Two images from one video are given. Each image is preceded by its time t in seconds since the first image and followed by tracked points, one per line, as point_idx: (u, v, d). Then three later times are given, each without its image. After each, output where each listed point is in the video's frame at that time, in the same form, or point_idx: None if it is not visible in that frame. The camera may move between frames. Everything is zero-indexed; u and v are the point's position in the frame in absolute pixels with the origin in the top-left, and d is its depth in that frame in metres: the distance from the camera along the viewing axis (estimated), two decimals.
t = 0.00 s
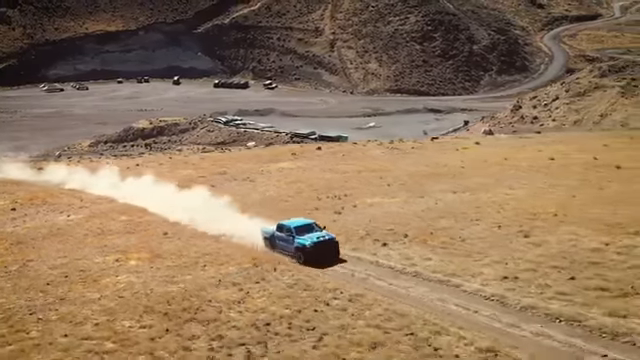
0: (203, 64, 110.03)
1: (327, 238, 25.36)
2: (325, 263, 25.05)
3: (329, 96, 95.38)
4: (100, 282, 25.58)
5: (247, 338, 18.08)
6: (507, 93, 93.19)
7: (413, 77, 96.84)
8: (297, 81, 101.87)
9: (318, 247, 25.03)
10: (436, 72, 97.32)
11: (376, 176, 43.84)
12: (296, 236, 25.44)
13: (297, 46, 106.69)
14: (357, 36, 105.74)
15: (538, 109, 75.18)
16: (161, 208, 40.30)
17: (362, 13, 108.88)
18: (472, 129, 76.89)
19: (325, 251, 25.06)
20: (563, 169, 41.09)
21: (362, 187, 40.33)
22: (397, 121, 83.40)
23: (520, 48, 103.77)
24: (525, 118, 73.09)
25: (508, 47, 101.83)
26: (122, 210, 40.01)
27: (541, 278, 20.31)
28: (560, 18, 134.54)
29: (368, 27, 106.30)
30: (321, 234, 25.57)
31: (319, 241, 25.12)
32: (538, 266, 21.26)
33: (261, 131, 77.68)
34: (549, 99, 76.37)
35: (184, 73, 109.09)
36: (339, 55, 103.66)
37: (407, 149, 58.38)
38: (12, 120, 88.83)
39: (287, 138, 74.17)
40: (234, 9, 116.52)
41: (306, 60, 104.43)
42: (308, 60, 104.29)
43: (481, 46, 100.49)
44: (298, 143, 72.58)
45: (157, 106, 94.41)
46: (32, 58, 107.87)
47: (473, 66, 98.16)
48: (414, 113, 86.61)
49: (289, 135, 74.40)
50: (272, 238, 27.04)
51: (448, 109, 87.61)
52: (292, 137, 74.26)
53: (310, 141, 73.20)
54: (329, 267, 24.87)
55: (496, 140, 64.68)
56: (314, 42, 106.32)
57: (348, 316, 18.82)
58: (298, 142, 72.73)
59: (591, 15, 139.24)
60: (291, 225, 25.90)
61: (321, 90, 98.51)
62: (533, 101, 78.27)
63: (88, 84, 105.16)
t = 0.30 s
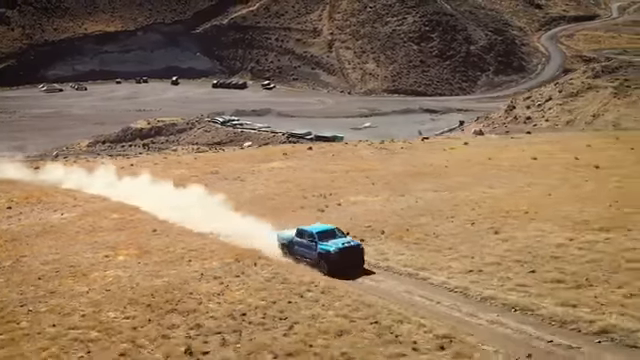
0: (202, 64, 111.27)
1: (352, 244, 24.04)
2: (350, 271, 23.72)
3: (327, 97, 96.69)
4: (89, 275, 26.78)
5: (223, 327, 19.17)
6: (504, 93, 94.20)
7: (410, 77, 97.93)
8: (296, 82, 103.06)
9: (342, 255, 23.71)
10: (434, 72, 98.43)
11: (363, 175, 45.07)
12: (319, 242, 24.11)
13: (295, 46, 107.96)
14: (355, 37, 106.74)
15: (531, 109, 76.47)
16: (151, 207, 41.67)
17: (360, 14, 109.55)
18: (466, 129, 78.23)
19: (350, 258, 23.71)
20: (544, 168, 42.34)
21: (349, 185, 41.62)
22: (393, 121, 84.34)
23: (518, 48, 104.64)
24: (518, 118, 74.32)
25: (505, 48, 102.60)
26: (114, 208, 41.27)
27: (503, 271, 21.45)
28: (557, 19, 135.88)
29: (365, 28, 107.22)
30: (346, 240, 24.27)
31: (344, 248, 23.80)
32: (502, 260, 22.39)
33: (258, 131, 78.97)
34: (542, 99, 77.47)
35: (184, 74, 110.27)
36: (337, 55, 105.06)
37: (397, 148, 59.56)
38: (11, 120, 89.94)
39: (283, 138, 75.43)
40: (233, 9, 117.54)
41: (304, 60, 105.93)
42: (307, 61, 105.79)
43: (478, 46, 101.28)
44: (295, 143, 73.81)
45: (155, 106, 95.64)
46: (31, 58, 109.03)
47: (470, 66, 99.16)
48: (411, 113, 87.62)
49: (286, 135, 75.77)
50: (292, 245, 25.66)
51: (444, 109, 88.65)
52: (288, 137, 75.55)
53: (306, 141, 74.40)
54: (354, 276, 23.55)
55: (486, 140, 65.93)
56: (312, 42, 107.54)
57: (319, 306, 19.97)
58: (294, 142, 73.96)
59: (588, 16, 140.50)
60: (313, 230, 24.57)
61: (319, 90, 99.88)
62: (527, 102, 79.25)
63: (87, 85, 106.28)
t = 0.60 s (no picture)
0: (201, 64, 112.40)
1: (383, 259, 22.12)
2: (380, 289, 21.85)
3: (324, 97, 97.91)
4: (76, 270, 28.09)
5: (198, 316, 20.46)
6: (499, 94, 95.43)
7: (408, 77, 99.15)
8: (293, 82, 104.45)
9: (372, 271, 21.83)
10: (430, 73, 99.62)
11: (349, 174, 46.30)
12: (347, 255, 22.21)
13: (293, 47, 109.52)
14: (352, 38, 108.15)
15: (524, 110, 77.32)
16: (141, 205, 43.01)
17: (358, 14, 111.08)
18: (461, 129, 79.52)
19: (381, 275, 21.85)
20: (522, 168, 43.62)
21: (334, 184, 42.90)
22: (388, 121, 85.38)
23: (514, 48, 106.09)
24: (511, 118, 75.68)
25: (502, 48, 104.16)
26: (106, 207, 42.54)
27: (464, 265, 22.76)
28: (555, 19, 137.00)
29: (363, 28, 108.71)
30: (377, 254, 22.31)
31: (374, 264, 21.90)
32: (464, 254, 23.68)
33: (254, 131, 80.30)
34: (535, 99, 78.45)
35: (184, 73, 111.22)
36: (334, 56, 106.55)
37: (386, 148, 60.75)
38: (10, 120, 91.05)
39: (279, 138, 76.68)
40: (231, 10, 118.91)
41: (302, 61, 107.31)
42: (304, 61, 107.19)
43: (475, 46, 102.41)
44: (291, 143, 75.09)
45: (153, 106, 96.84)
46: (30, 59, 110.27)
47: (467, 67, 100.16)
48: (407, 114, 88.68)
49: (281, 135, 76.97)
50: (319, 257, 23.76)
51: (440, 109, 89.67)
52: (284, 137, 76.81)
53: (301, 141, 75.62)
54: (384, 294, 21.68)
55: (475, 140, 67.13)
56: (309, 43, 109.23)
57: (288, 297, 21.29)
58: (289, 142, 75.17)
59: (585, 16, 141.59)
60: (340, 242, 22.66)
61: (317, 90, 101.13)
62: (519, 102, 80.26)
63: (85, 85, 107.49)
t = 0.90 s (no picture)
0: (198, 65, 113.90)
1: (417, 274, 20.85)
2: (415, 307, 20.69)
3: (321, 97, 99.34)
4: (65, 265, 29.52)
5: (174, 307, 21.91)
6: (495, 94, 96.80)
7: (404, 78, 100.41)
8: (290, 82, 105.84)
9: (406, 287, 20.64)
10: (427, 73, 100.76)
11: (334, 173, 47.74)
12: (378, 270, 20.89)
13: (290, 47, 110.92)
14: (350, 38, 109.34)
15: (516, 110, 78.19)
16: (131, 204, 44.43)
17: (355, 15, 111.97)
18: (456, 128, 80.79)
19: (416, 291, 20.64)
20: (502, 168, 45.04)
21: (318, 183, 44.42)
22: (382, 121, 86.65)
23: (510, 49, 107.50)
24: (503, 118, 76.99)
25: (498, 48, 105.09)
26: (97, 205, 43.98)
27: (428, 258, 24.15)
28: (552, 20, 138.28)
29: (360, 29, 109.74)
30: (410, 268, 21.05)
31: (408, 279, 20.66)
32: (429, 249, 25.03)
33: (250, 131, 81.75)
34: (527, 100, 79.43)
35: (182, 74, 112.88)
36: (331, 56, 107.65)
37: (374, 149, 62.16)
38: (9, 120, 92.30)
39: (275, 138, 78.08)
40: (229, 11, 120.50)
41: (299, 61, 108.74)
42: (302, 62, 108.66)
43: (471, 47, 103.50)
44: (286, 143, 76.53)
45: (151, 106, 98.16)
46: (29, 59, 111.43)
47: (463, 67, 101.38)
48: (403, 113, 89.92)
49: (277, 136, 78.39)
50: (346, 270, 22.47)
51: (434, 109, 90.96)
52: (279, 137, 78.19)
53: (297, 141, 77.00)
54: (420, 312, 20.52)
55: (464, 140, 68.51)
56: (307, 43, 110.40)
57: (259, 289, 22.70)
58: (285, 142, 76.64)
59: (582, 17, 142.82)
60: (370, 255, 21.35)
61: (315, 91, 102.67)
62: (511, 102, 81.56)
63: (84, 85, 108.82)
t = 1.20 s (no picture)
0: (193, 65, 115.29)
1: (451, 292, 20.84)
2: (450, 328, 20.70)
3: (315, 97, 100.71)
4: (51, 259, 31.04)
5: (148, 297, 23.43)
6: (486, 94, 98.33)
7: (398, 78, 101.76)
8: (285, 82, 107.38)
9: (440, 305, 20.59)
10: (420, 73, 102.26)
11: (316, 172, 49.25)
12: (410, 288, 20.87)
13: (285, 47, 112.23)
14: (344, 38, 110.93)
15: (504, 110, 80.27)
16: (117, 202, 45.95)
17: (350, 15, 113.63)
18: (445, 128, 81.98)
19: (452, 310, 20.58)
20: (476, 166, 46.41)
21: (298, 182, 46.01)
22: (373, 122, 88.02)
23: (504, 49, 108.80)
24: (492, 119, 78.52)
25: (491, 49, 106.75)
26: (85, 204, 45.59)
27: (388, 255, 26.23)
28: (546, 20, 138.53)
29: (355, 29, 111.37)
30: (444, 286, 21.02)
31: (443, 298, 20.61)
32: (392, 245, 27.12)
33: (243, 131, 83.33)
34: (516, 100, 81.34)
35: (178, 74, 114.22)
36: (326, 56, 109.22)
37: (358, 148, 63.63)
38: (5, 121, 93.61)
39: (267, 138, 79.61)
40: (224, 11, 122.28)
41: (294, 62, 110.08)
42: (297, 62, 109.93)
43: (464, 47, 105.10)
44: (279, 143, 78.04)
45: (145, 106, 99.58)
46: (25, 60, 112.73)
47: (456, 67, 102.99)
48: (395, 114, 91.34)
49: (269, 136, 79.93)
50: (372, 286, 22.37)
51: (426, 110, 92.42)
52: (272, 137, 79.77)
53: (288, 141, 78.46)
54: (455, 333, 20.55)
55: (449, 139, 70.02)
56: (302, 44, 111.92)
57: (228, 281, 24.28)
58: (277, 142, 78.19)
59: (576, 16, 143.75)
60: (400, 272, 21.25)
61: (309, 91, 103.89)
62: (500, 103, 83.60)
63: (80, 86, 109.85)
